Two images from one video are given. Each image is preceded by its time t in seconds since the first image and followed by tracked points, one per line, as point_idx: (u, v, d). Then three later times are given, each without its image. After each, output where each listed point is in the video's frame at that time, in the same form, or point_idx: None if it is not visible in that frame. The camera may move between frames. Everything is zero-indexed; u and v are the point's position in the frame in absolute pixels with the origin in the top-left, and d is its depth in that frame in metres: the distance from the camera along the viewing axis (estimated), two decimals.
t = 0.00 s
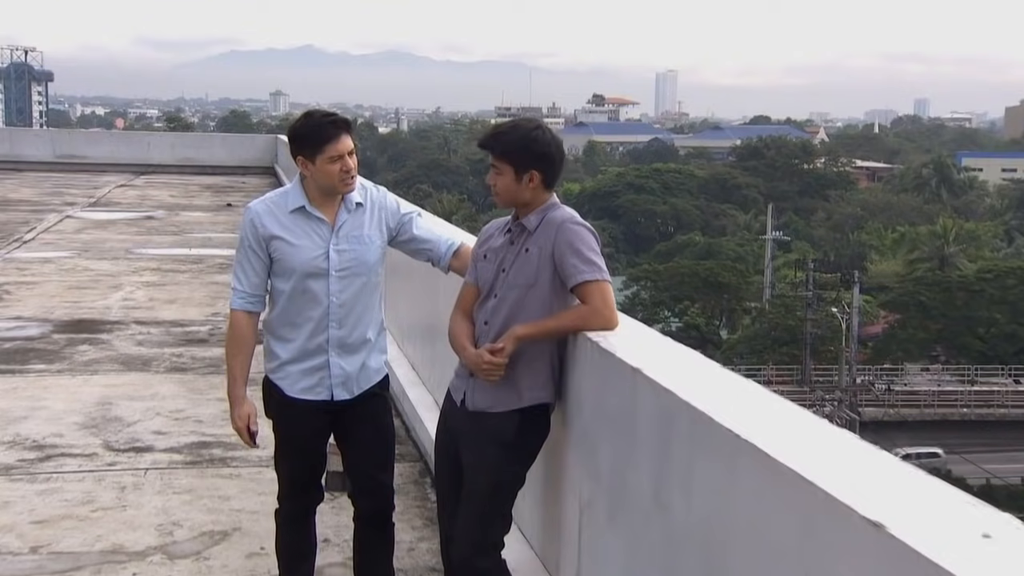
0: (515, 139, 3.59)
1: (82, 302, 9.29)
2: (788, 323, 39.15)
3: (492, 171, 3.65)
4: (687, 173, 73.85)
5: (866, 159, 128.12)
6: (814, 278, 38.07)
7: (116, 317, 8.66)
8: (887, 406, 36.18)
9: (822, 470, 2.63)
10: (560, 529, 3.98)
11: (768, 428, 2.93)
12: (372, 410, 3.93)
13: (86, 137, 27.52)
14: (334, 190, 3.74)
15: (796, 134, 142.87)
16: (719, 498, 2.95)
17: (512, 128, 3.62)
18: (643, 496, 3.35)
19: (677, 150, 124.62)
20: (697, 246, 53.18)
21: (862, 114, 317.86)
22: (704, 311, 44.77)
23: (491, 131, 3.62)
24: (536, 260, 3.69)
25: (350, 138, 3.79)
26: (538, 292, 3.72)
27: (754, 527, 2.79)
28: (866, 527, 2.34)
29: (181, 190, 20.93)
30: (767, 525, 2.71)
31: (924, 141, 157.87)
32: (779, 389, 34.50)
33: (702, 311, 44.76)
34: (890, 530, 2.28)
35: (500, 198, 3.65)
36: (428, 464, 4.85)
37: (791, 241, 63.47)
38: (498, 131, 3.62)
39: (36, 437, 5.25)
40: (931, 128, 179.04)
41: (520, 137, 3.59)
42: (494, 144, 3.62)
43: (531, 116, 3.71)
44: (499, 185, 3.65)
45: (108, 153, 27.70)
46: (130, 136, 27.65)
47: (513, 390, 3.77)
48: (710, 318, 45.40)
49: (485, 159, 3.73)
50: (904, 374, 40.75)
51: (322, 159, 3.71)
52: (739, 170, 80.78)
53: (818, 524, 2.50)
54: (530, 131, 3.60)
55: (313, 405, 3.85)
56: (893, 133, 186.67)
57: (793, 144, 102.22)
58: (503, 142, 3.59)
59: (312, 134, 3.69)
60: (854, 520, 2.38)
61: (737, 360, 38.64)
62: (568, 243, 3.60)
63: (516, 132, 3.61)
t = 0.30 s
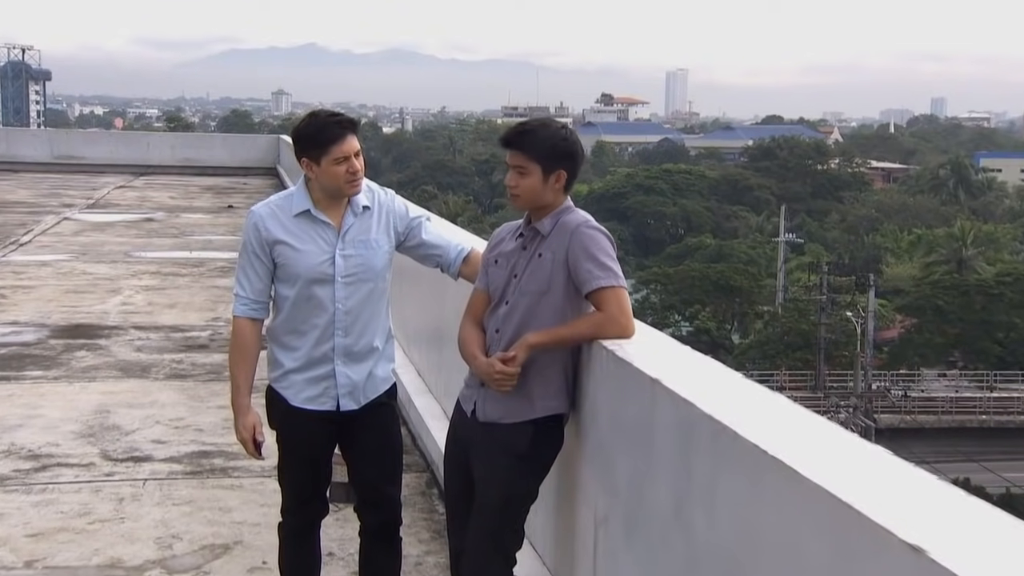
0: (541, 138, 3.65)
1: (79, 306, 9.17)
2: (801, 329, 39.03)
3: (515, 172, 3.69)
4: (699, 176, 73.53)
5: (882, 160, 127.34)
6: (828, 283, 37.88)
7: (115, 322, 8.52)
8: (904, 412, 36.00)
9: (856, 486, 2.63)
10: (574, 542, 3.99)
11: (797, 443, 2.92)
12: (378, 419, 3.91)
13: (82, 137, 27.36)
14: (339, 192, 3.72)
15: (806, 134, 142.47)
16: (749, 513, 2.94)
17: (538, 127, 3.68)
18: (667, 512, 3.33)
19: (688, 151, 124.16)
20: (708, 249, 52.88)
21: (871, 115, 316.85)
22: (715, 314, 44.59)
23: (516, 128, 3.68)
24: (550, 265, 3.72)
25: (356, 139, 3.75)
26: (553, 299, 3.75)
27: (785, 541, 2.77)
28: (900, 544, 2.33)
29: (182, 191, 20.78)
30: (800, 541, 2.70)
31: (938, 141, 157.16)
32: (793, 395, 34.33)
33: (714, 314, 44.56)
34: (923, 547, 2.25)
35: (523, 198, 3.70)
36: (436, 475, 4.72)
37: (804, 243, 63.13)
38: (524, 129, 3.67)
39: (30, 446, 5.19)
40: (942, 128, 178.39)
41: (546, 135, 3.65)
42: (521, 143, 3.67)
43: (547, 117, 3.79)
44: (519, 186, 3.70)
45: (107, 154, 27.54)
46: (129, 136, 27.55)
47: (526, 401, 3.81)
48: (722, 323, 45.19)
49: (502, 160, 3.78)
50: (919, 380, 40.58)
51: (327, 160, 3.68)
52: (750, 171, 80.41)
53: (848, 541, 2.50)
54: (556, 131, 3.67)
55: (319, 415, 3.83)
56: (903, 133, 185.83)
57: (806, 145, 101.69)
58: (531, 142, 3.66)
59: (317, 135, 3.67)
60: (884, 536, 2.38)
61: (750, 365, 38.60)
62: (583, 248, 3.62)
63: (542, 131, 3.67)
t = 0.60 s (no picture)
0: (560, 134, 3.71)
1: (71, 306, 9.09)
2: (811, 329, 38.81)
3: (533, 170, 3.73)
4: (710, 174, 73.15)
5: (894, 158, 126.61)
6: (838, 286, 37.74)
7: (108, 324, 8.42)
8: (918, 417, 35.75)
9: (878, 499, 2.55)
10: (585, 552, 3.99)
11: (820, 456, 2.85)
12: (381, 428, 3.91)
13: (76, 135, 27.12)
14: (342, 191, 3.72)
15: (812, 131, 141.96)
16: (768, 531, 2.86)
17: (553, 122, 3.74)
18: (683, 526, 3.28)
19: (696, 149, 123.58)
20: (715, 249, 52.59)
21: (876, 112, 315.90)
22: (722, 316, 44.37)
23: (535, 122, 3.73)
24: (561, 268, 3.75)
25: (359, 136, 3.75)
26: (564, 303, 3.78)
27: (805, 558, 2.69)
28: (922, 559, 2.24)
29: (178, 190, 20.60)
30: (822, 555, 2.61)
31: (949, 138, 156.43)
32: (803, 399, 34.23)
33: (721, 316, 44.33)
34: (948, 561, 2.17)
35: (542, 196, 3.73)
36: (440, 484, 4.65)
37: (814, 243, 62.75)
38: (542, 123, 3.73)
39: (21, 454, 5.19)
40: (951, 124, 177.75)
41: (563, 130, 3.72)
42: (540, 139, 3.71)
43: (558, 113, 3.86)
44: (539, 183, 3.73)
45: (102, 152, 27.32)
46: (123, 134, 27.29)
47: (535, 410, 3.82)
48: (730, 325, 45.00)
49: (515, 157, 3.82)
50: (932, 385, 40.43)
51: (329, 157, 3.68)
52: (759, 168, 80.09)
53: (872, 557, 2.42)
54: (573, 126, 3.73)
55: (319, 423, 3.83)
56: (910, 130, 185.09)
57: (818, 142, 101.05)
58: (551, 138, 3.71)
59: (318, 133, 3.67)
60: (904, 547, 2.29)
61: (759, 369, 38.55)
62: (595, 251, 3.66)
63: (558, 126, 3.73)
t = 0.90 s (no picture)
0: (571, 127, 3.67)
1: (66, 307, 8.96)
2: (824, 331, 38.77)
3: (545, 163, 3.70)
4: (719, 173, 72.74)
5: (906, 155, 125.84)
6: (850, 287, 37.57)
7: (104, 325, 8.29)
8: (931, 420, 36.00)
9: (907, 514, 2.45)
10: (596, 561, 3.94)
11: (847, 467, 2.75)
12: (384, 433, 3.93)
13: (71, 132, 26.89)
14: (345, 191, 3.74)
15: (820, 127, 141.41)
16: (791, 546, 2.76)
17: (563, 116, 3.71)
18: (700, 539, 3.20)
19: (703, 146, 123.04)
20: (724, 248, 52.27)
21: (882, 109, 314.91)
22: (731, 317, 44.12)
23: (546, 116, 3.70)
24: (572, 268, 3.71)
25: (363, 134, 3.78)
26: (574, 306, 3.75)
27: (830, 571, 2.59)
28: None
29: (175, 189, 20.40)
30: (847, 568, 2.52)
31: (960, 136, 155.65)
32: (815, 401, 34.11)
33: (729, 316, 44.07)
34: None
35: (554, 191, 3.70)
36: (444, 491, 4.56)
37: (825, 244, 62.36)
38: (553, 117, 3.70)
39: (14, 460, 5.10)
40: (960, 120, 177.09)
41: (573, 123, 3.68)
42: (550, 133, 3.68)
43: (570, 107, 3.82)
44: (550, 178, 3.70)
45: (98, 149, 27.10)
46: (119, 131, 27.08)
47: (543, 416, 3.77)
48: (739, 326, 44.79)
49: (526, 150, 3.79)
50: (946, 388, 40.19)
51: (334, 156, 3.71)
52: (768, 165, 79.70)
53: (900, 569, 2.33)
54: (584, 119, 3.70)
55: (320, 430, 3.86)
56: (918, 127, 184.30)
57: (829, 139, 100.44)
58: (562, 130, 3.67)
59: (320, 130, 3.70)
60: (937, 567, 2.19)
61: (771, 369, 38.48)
62: (607, 251, 3.61)
63: (568, 120, 3.70)
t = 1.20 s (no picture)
0: (584, 120, 3.60)
1: (60, 310, 8.86)
2: (836, 335, 38.68)
3: (557, 157, 3.61)
4: (728, 172, 72.43)
5: (922, 154, 125.12)
6: (862, 290, 37.27)
7: (99, 328, 8.16)
8: (947, 425, 36.02)
9: (941, 529, 2.34)
10: None
11: (877, 482, 2.63)
12: (389, 444, 3.81)
13: (65, 129, 26.70)
14: (350, 190, 3.66)
15: (830, 125, 140.66)
16: (818, 560, 2.63)
17: (577, 111, 3.63)
18: (720, 556, 3.08)
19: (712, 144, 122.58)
20: (735, 248, 51.98)
21: (891, 106, 313.52)
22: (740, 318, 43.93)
23: (559, 111, 3.61)
24: (584, 272, 3.58)
25: (368, 131, 3.70)
26: (586, 309, 3.61)
27: None
28: None
29: (172, 188, 20.26)
30: None
31: (973, 135, 154.87)
32: (827, 406, 33.85)
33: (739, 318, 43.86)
34: None
35: (566, 186, 3.61)
36: (451, 501, 4.49)
37: (838, 244, 62.00)
38: (567, 112, 3.62)
39: (8, 469, 5.10)
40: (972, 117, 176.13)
41: (587, 118, 3.60)
42: (565, 126, 3.60)
43: (583, 103, 3.74)
44: (562, 172, 3.61)
45: (93, 147, 26.92)
46: (115, 129, 26.92)
47: (555, 425, 3.66)
48: (750, 328, 44.52)
49: (537, 146, 3.70)
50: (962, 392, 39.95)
51: (339, 153, 3.62)
52: (778, 164, 79.24)
53: None
54: (597, 114, 3.61)
55: (322, 440, 3.74)
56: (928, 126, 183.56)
57: (841, 137, 99.93)
58: (576, 124, 3.59)
59: (324, 126, 3.61)
60: None
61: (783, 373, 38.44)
62: (622, 253, 3.49)
63: (582, 114, 3.62)
